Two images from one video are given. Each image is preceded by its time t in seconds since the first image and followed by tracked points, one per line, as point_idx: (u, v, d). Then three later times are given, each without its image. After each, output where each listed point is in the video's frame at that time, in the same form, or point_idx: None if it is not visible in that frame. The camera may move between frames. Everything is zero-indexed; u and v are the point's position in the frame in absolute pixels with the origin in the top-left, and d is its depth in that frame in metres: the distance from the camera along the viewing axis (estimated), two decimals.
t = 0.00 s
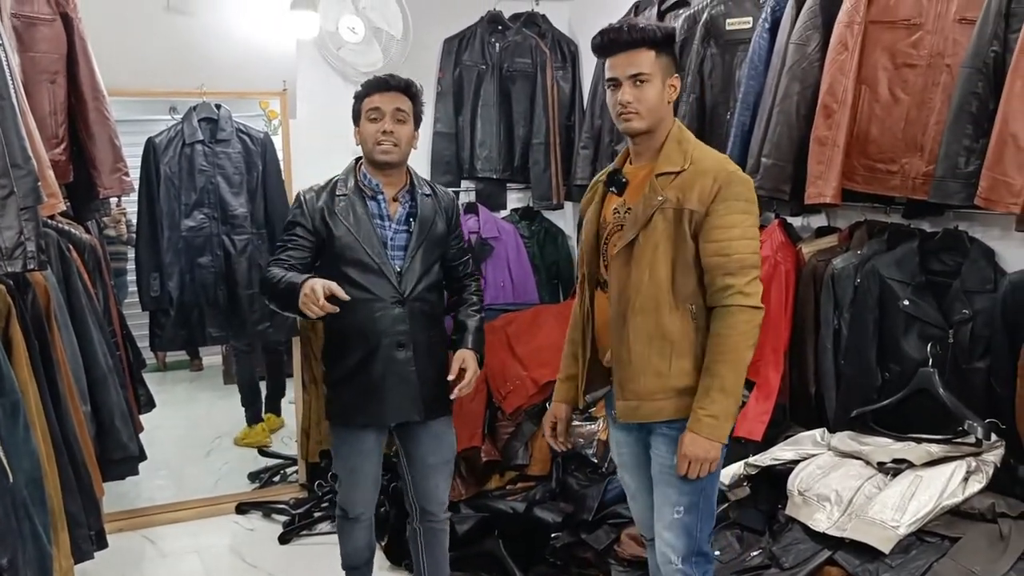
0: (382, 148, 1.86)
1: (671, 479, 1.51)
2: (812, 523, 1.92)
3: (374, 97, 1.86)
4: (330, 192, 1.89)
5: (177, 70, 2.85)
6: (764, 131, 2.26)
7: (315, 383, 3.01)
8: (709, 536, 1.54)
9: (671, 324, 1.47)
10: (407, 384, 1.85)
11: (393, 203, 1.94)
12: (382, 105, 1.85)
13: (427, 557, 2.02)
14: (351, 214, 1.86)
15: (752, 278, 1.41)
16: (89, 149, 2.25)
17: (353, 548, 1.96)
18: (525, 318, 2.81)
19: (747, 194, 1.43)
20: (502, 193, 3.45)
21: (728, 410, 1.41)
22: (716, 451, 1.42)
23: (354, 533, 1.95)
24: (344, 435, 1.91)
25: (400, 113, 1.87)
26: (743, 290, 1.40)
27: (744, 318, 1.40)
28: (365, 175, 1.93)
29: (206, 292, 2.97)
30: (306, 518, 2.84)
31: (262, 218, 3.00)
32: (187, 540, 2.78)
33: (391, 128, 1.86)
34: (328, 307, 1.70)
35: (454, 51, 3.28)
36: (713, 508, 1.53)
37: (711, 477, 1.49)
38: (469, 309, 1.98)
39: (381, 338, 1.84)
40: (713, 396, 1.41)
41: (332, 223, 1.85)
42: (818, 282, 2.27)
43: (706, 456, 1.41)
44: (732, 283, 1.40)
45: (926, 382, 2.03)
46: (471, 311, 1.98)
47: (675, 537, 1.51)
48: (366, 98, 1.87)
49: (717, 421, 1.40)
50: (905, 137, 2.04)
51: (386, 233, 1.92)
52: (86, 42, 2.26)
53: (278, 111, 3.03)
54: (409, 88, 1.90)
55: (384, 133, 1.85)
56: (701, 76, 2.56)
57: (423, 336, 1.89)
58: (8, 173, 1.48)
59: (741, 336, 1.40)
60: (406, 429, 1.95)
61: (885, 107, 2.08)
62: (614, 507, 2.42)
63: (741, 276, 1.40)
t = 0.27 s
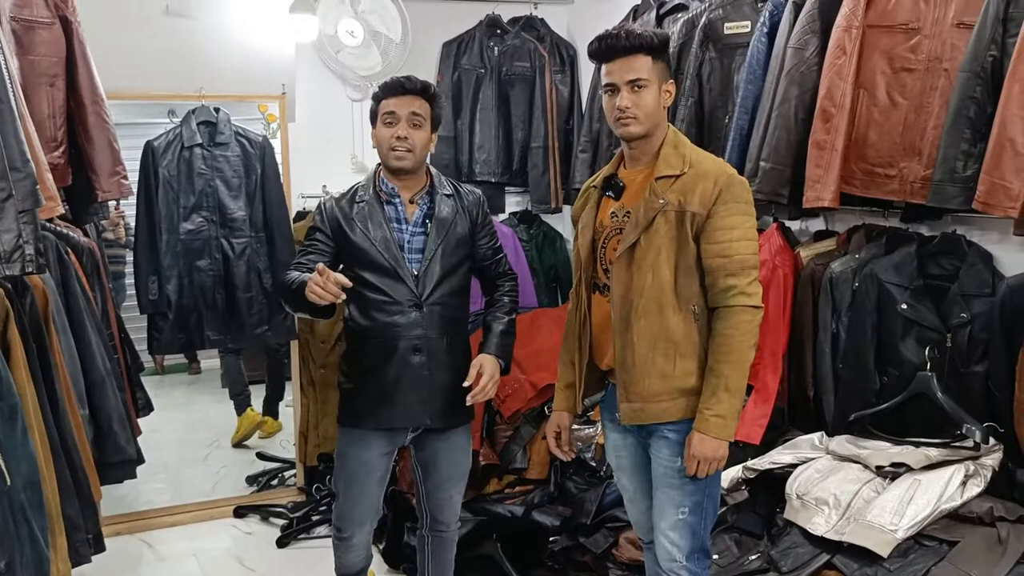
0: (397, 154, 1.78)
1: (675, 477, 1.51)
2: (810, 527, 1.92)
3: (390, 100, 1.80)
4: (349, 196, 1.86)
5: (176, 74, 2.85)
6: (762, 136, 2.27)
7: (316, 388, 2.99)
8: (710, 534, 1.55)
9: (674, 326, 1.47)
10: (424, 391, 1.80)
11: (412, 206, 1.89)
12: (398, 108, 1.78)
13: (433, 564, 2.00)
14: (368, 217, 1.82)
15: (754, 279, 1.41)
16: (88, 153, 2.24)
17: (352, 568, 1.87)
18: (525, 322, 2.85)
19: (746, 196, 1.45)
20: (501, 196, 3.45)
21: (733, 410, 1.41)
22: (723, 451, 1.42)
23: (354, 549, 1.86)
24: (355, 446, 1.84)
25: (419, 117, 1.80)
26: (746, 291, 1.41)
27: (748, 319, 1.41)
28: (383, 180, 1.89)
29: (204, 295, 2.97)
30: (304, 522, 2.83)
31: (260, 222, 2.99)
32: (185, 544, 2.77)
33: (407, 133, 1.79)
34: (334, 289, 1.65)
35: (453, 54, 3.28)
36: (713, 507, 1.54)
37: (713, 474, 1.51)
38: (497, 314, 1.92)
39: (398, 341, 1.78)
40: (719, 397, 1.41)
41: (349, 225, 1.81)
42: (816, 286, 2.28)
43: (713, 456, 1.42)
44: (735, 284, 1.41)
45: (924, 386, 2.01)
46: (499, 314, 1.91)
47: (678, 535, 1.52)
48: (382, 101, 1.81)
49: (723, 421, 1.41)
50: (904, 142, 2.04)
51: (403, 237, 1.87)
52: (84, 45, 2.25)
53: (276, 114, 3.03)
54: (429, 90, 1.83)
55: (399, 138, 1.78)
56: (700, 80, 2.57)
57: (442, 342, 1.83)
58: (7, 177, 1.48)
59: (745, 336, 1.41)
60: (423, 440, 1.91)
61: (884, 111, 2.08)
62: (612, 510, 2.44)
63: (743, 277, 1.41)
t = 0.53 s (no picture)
0: (404, 164, 1.78)
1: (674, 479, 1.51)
2: (810, 531, 1.92)
3: (397, 107, 1.78)
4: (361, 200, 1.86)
5: (177, 76, 2.86)
6: (763, 139, 2.27)
7: (316, 390, 3.06)
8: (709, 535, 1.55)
9: (675, 328, 1.47)
10: (428, 399, 1.80)
11: (423, 211, 1.88)
12: (405, 115, 1.77)
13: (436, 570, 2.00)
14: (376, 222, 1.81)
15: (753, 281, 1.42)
16: (88, 155, 2.25)
17: None
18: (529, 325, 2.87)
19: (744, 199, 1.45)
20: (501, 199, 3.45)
21: (733, 410, 1.41)
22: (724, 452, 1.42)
23: (365, 561, 1.86)
24: (366, 448, 1.83)
25: (427, 123, 1.78)
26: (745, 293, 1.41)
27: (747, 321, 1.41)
28: (394, 185, 1.88)
29: (204, 297, 2.96)
30: (304, 525, 2.83)
31: (261, 225, 2.99)
32: (184, 547, 2.77)
33: (413, 141, 1.77)
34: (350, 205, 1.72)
35: (453, 58, 3.28)
36: (713, 507, 1.55)
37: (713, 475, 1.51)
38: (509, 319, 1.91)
39: (405, 346, 1.78)
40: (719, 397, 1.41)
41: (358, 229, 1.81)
42: (816, 289, 2.27)
43: (713, 457, 1.42)
44: (734, 286, 1.41)
45: (924, 390, 2.00)
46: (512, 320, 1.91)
47: (678, 536, 1.51)
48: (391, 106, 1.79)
49: (723, 422, 1.41)
50: (904, 146, 2.05)
51: (412, 242, 1.85)
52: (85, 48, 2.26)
53: (277, 117, 3.02)
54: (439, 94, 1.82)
55: (406, 145, 1.77)
56: (700, 83, 2.57)
57: (452, 348, 1.82)
58: (7, 179, 1.48)
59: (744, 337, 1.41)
60: (432, 447, 1.90)
61: (884, 115, 2.08)
62: (613, 512, 2.42)
63: (742, 279, 1.41)
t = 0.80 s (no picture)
0: (414, 165, 1.78)
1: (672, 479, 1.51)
2: (810, 533, 1.92)
3: (406, 108, 1.78)
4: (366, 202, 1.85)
5: (177, 78, 2.86)
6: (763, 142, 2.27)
7: (316, 393, 3.08)
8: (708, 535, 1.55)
9: (672, 330, 1.47)
10: (434, 406, 1.80)
11: (428, 215, 1.87)
12: (413, 118, 1.77)
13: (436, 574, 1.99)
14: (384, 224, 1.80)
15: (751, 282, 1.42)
16: (89, 158, 2.25)
17: None
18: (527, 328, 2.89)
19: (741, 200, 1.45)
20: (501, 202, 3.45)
21: (730, 411, 1.41)
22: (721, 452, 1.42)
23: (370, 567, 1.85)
24: (371, 453, 1.82)
25: (437, 125, 1.78)
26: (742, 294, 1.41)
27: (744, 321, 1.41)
28: (399, 188, 1.87)
29: (204, 299, 2.95)
30: (303, 527, 2.83)
31: (261, 227, 2.99)
32: (184, 549, 2.77)
33: (423, 143, 1.77)
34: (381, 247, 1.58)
35: (454, 60, 3.28)
36: (712, 508, 1.55)
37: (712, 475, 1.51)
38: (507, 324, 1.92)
39: (411, 353, 1.78)
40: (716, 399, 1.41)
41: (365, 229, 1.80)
42: (816, 292, 2.27)
43: (710, 457, 1.42)
44: (731, 287, 1.41)
45: (924, 393, 2.00)
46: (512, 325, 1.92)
47: (677, 536, 1.51)
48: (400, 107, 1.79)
49: (721, 423, 1.41)
50: (904, 148, 2.05)
51: (418, 247, 1.85)
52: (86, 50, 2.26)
53: (277, 119, 3.02)
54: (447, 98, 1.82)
55: (416, 148, 1.77)
56: (701, 86, 2.57)
57: (457, 354, 1.82)
58: (7, 181, 1.48)
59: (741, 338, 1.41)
60: (435, 451, 1.90)
61: (884, 118, 2.08)
62: (613, 515, 2.42)
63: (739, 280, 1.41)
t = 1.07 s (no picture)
0: (415, 166, 1.77)
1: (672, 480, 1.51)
2: (811, 537, 1.91)
3: (403, 111, 1.78)
4: (358, 209, 1.80)
5: (178, 81, 2.86)
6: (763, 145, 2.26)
7: (316, 395, 3.08)
8: (709, 537, 1.55)
9: (672, 331, 1.47)
10: (440, 414, 1.79)
11: (426, 221, 1.87)
12: (413, 121, 1.77)
13: None
14: (386, 235, 1.77)
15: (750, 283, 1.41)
16: (90, 160, 2.25)
17: None
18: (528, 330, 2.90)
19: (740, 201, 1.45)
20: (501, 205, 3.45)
21: (729, 412, 1.41)
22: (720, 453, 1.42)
23: None
24: (373, 474, 1.79)
25: (436, 129, 1.79)
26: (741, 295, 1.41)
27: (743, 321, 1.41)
28: (394, 190, 1.84)
29: (204, 301, 2.94)
30: (303, 530, 2.82)
31: (262, 229, 2.99)
32: (184, 551, 2.77)
33: (424, 146, 1.77)
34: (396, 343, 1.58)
35: (455, 63, 3.29)
36: (713, 510, 1.54)
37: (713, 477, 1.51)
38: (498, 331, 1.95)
39: (417, 365, 1.76)
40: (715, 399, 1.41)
41: (368, 242, 1.75)
42: (817, 295, 2.27)
43: (709, 458, 1.42)
44: (730, 288, 1.41)
45: (925, 397, 2.01)
46: (501, 332, 1.94)
47: (677, 538, 1.51)
48: (397, 111, 1.78)
49: (719, 425, 1.41)
50: (905, 151, 2.05)
51: (420, 254, 1.84)
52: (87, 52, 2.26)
53: (278, 122, 3.03)
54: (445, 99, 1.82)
55: (417, 151, 1.77)
56: (701, 89, 2.57)
57: (459, 360, 1.83)
58: (7, 183, 1.48)
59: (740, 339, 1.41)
60: (434, 462, 1.89)
61: (884, 121, 2.08)
62: (614, 519, 2.41)
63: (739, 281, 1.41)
